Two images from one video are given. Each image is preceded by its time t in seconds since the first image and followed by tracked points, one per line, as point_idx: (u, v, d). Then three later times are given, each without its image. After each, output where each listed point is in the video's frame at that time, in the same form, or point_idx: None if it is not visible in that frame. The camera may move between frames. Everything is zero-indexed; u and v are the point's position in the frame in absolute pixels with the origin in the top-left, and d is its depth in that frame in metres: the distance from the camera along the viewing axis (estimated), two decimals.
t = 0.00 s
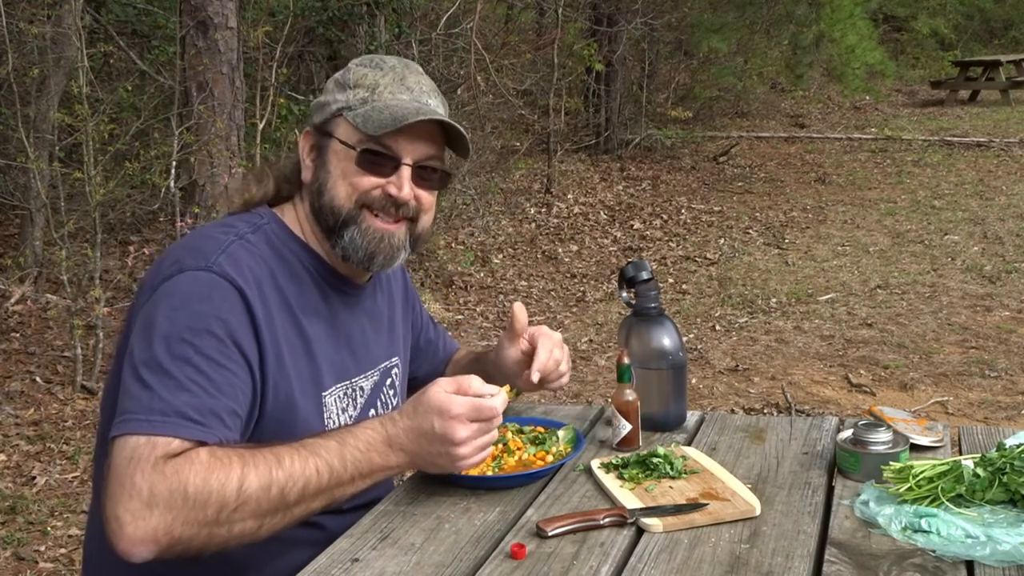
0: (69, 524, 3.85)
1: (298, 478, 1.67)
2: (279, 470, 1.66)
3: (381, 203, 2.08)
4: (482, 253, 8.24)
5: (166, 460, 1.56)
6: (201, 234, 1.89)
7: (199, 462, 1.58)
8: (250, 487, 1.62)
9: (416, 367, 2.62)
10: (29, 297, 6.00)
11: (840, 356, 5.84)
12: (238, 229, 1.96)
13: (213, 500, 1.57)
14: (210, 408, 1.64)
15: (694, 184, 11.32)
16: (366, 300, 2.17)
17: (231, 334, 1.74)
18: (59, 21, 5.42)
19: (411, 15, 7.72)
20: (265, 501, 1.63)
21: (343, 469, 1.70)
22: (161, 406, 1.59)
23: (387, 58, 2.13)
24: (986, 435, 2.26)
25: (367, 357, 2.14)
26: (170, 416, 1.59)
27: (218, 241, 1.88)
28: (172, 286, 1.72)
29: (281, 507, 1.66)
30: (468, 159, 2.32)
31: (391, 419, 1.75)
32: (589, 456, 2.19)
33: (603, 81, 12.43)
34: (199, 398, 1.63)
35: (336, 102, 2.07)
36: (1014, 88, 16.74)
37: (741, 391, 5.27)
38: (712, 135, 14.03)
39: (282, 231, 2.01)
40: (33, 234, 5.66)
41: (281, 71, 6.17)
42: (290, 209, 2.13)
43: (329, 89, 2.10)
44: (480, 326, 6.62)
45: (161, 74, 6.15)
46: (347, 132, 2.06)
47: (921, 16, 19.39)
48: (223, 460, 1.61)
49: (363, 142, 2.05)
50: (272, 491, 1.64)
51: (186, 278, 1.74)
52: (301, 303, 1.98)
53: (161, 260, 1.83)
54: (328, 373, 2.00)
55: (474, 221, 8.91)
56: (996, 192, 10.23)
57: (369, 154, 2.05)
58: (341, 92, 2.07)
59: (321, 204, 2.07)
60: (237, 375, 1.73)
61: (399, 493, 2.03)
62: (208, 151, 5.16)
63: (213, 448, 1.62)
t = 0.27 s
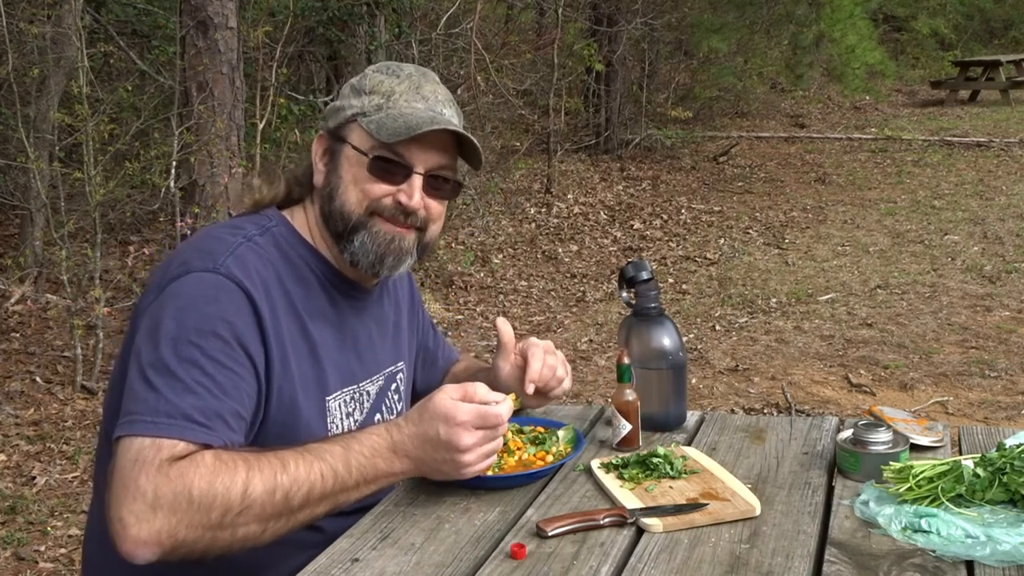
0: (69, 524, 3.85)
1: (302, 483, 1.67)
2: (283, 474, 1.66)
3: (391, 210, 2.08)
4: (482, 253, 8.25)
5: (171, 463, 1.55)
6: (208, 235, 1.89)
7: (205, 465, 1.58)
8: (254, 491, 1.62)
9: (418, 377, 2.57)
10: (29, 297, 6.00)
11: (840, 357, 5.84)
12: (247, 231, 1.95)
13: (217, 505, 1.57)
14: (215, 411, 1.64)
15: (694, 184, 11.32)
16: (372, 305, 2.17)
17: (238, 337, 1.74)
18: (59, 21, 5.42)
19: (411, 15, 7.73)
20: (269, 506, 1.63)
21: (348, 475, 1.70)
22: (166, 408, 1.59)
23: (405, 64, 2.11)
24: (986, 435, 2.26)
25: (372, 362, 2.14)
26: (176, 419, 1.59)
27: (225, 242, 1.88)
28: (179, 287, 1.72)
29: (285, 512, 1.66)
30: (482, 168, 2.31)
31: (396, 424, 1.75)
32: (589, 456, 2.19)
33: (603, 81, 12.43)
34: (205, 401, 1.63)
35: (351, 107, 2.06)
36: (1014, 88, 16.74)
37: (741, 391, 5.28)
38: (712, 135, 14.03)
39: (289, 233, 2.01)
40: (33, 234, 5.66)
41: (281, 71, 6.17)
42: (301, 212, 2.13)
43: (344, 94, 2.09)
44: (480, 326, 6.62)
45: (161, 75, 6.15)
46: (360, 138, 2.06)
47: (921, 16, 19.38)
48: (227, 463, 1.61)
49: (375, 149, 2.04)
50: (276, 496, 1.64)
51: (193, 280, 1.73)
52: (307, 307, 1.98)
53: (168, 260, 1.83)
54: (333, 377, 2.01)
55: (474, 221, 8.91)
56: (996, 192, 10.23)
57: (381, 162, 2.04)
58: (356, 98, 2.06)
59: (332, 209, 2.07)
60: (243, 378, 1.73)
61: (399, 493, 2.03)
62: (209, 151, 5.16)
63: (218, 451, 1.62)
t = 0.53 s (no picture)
0: (69, 524, 3.85)
1: (306, 490, 1.67)
2: (287, 483, 1.66)
3: (403, 223, 2.06)
4: (482, 253, 8.24)
5: (176, 472, 1.56)
6: (215, 239, 1.88)
7: (209, 475, 1.58)
8: (258, 500, 1.62)
9: (424, 379, 2.56)
10: (29, 297, 6.00)
11: (840, 357, 5.84)
12: (254, 235, 1.95)
13: (221, 514, 1.58)
14: (220, 418, 1.64)
15: (694, 184, 11.32)
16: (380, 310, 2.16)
17: (243, 344, 1.74)
18: (59, 21, 5.41)
19: (411, 15, 7.73)
20: (273, 514, 1.64)
21: (351, 482, 1.70)
22: (171, 417, 1.59)
23: (419, 72, 2.09)
24: (986, 435, 2.26)
25: (379, 365, 2.13)
26: (180, 427, 1.59)
27: (232, 247, 1.87)
28: (185, 292, 1.71)
29: (289, 520, 1.66)
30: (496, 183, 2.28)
31: (398, 431, 1.75)
32: (589, 456, 2.19)
33: (603, 81, 12.43)
34: (209, 409, 1.63)
35: (364, 115, 2.03)
36: (1014, 88, 16.74)
37: (741, 391, 5.27)
38: (712, 135, 14.03)
39: (297, 239, 2.00)
40: (33, 234, 5.66)
41: (281, 71, 6.16)
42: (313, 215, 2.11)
43: (357, 101, 2.07)
44: (480, 326, 6.62)
45: (161, 75, 6.15)
46: (373, 148, 2.03)
47: (921, 16, 19.38)
48: (232, 472, 1.61)
49: (388, 161, 2.02)
50: (280, 504, 1.64)
51: (198, 286, 1.72)
52: (314, 312, 1.97)
53: (174, 264, 1.82)
54: (339, 383, 2.01)
55: (474, 221, 8.91)
56: (996, 192, 10.23)
57: (394, 174, 2.02)
58: (370, 106, 2.04)
59: (343, 219, 2.05)
60: (248, 385, 1.73)
61: (400, 493, 2.03)
62: (209, 151, 5.16)
63: (222, 459, 1.62)
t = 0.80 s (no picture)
0: (69, 524, 3.85)
1: (314, 493, 1.68)
2: (295, 486, 1.67)
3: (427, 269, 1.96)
4: (482, 253, 8.24)
5: (183, 475, 1.56)
6: (216, 242, 1.88)
7: (217, 478, 1.58)
8: (266, 503, 1.63)
9: (420, 376, 2.54)
10: (30, 297, 6.00)
11: (840, 357, 5.84)
12: (254, 239, 1.94)
13: (230, 517, 1.59)
14: (226, 421, 1.65)
15: (694, 184, 11.32)
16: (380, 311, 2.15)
17: (248, 348, 1.74)
18: (59, 21, 5.41)
19: (411, 15, 7.74)
20: (281, 517, 1.65)
21: (359, 485, 1.72)
22: (177, 421, 1.59)
23: (447, 109, 1.94)
24: (986, 435, 2.25)
25: (379, 365, 2.13)
26: (186, 430, 1.59)
27: (233, 251, 1.86)
28: (188, 296, 1.71)
29: (297, 522, 1.67)
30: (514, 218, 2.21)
31: (408, 434, 1.77)
32: (589, 456, 2.19)
33: (603, 81, 12.43)
34: (215, 411, 1.63)
35: (393, 161, 1.88)
36: (1013, 88, 16.74)
37: (741, 391, 5.27)
38: (712, 135, 14.03)
39: (298, 243, 1.98)
40: (33, 234, 5.66)
41: (281, 71, 6.16)
42: (324, 237, 2.02)
43: (381, 136, 1.90)
44: (480, 326, 6.62)
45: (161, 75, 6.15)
46: (402, 198, 1.89)
47: (921, 16, 19.37)
48: (239, 475, 1.62)
49: (420, 217, 1.89)
50: (289, 507, 1.65)
51: (201, 290, 1.73)
52: (317, 315, 1.97)
53: (175, 268, 1.83)
54: (342, 384, 2.01)
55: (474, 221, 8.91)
56: (996, 192, 10.23)
57: (426, 231, 1.89)
58: (398, 150, 1.89)
59: (365, 262, 1.93)
60: (253, 388, 1.73)
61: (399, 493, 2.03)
62: (209, 152, 5.16)
63: (229, 462, 1.63)
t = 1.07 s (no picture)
0: (69, 524, 3.85)
1: (313, 478, 1.68)
2: (293, 471, 1.67)
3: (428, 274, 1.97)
4: (482, 253, 8.25)
5: (183, 462, 1.56)
6: (215, 239, 1.88)
7: (216, 464, 1.58)
8: (266, 488, 1.63)
9: (418, 376, 2.53)
10: (30, 297, 6.00)
11: (840, 357, 5.84)
12: (254, 236, 1.94)
13: (230, 502, 1.59)
14: (225, 412, 1.64)
15: (694, 184, 11.31)
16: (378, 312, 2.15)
17: (247, 341, 1.75)
18: (59, 21, 5.41)
19: (411, 15, 7.75)
20: (281, 502, 1.65)
21: (358, 470, 1.72)
22: (176, 410, 1.59)
23: (448, 116, 1.93)
24: (986, 435, 2.25)
25: (376, 366, 2.13)
26: (187, 419, 1.59)
27: (232, 247, 1.87)
28: (190, 290, 1.72)
29: (297, 508, 1.67)
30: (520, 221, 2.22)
31: (404, 419, 1.77)
32: (589, 456, 2.19)
33: (603, 81, 12.43)
34: (214, 401, 1.63)
35: (394, 171, 1.88)
36: (1014, 88, 16.74)
37: (741, 391, 5.27)
38: (712, 135, 14.02)
39: (297, 242, 1.98)
40: (33, 234, 5.67)
41: (281, 71, 6.16)
42: (323, 241, 2.02)
43: (382, 147, 1.90)
44: (480, 326, 6.62)
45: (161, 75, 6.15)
46: (404, 208, 1.89)
47: (921, 16, 19.36)
48: (238, 462, 1.62)
49: (422, 226, 1.89)
50: (288, 492, 1.65)
51: (202, 284, 1.73)
52: (315, 313, 1.97)
53: (175, 263, 1.83)
54: (340, 383, 2.01)
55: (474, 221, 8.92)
56: (996, 192, 10.23)
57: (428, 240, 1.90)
58: (400, 160, 1.89)
59: (367, 269, 1.93)
60: (252, 382, 1.73)
61: (399, 493, 2.03)
62: (209, 151, 5.16)
63: (229, 451, 1.63)
